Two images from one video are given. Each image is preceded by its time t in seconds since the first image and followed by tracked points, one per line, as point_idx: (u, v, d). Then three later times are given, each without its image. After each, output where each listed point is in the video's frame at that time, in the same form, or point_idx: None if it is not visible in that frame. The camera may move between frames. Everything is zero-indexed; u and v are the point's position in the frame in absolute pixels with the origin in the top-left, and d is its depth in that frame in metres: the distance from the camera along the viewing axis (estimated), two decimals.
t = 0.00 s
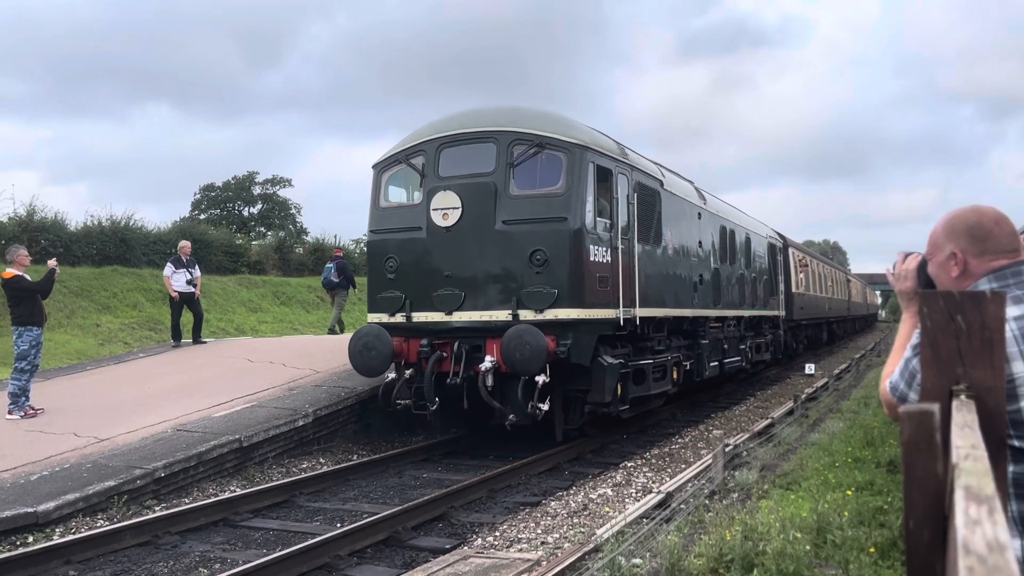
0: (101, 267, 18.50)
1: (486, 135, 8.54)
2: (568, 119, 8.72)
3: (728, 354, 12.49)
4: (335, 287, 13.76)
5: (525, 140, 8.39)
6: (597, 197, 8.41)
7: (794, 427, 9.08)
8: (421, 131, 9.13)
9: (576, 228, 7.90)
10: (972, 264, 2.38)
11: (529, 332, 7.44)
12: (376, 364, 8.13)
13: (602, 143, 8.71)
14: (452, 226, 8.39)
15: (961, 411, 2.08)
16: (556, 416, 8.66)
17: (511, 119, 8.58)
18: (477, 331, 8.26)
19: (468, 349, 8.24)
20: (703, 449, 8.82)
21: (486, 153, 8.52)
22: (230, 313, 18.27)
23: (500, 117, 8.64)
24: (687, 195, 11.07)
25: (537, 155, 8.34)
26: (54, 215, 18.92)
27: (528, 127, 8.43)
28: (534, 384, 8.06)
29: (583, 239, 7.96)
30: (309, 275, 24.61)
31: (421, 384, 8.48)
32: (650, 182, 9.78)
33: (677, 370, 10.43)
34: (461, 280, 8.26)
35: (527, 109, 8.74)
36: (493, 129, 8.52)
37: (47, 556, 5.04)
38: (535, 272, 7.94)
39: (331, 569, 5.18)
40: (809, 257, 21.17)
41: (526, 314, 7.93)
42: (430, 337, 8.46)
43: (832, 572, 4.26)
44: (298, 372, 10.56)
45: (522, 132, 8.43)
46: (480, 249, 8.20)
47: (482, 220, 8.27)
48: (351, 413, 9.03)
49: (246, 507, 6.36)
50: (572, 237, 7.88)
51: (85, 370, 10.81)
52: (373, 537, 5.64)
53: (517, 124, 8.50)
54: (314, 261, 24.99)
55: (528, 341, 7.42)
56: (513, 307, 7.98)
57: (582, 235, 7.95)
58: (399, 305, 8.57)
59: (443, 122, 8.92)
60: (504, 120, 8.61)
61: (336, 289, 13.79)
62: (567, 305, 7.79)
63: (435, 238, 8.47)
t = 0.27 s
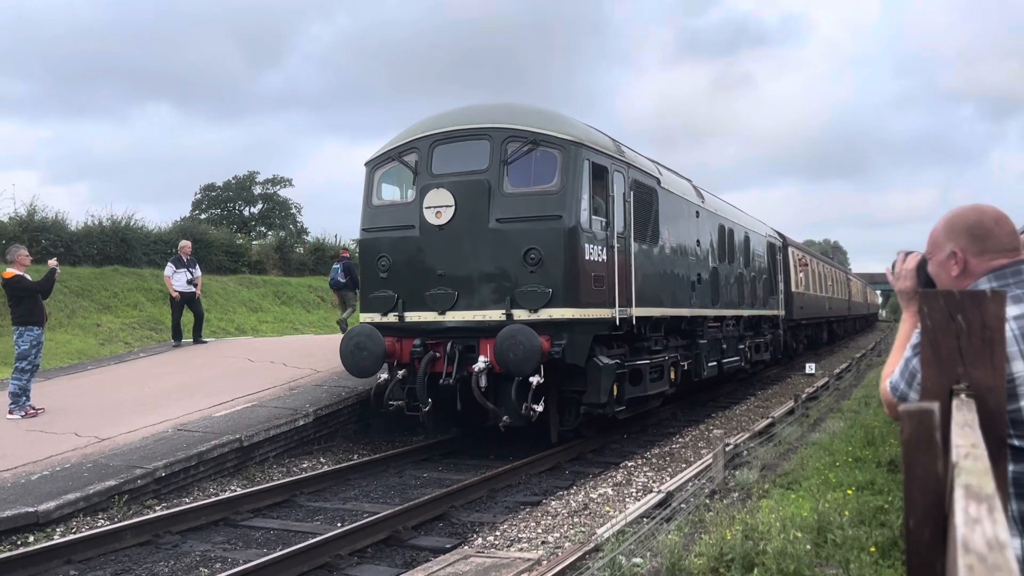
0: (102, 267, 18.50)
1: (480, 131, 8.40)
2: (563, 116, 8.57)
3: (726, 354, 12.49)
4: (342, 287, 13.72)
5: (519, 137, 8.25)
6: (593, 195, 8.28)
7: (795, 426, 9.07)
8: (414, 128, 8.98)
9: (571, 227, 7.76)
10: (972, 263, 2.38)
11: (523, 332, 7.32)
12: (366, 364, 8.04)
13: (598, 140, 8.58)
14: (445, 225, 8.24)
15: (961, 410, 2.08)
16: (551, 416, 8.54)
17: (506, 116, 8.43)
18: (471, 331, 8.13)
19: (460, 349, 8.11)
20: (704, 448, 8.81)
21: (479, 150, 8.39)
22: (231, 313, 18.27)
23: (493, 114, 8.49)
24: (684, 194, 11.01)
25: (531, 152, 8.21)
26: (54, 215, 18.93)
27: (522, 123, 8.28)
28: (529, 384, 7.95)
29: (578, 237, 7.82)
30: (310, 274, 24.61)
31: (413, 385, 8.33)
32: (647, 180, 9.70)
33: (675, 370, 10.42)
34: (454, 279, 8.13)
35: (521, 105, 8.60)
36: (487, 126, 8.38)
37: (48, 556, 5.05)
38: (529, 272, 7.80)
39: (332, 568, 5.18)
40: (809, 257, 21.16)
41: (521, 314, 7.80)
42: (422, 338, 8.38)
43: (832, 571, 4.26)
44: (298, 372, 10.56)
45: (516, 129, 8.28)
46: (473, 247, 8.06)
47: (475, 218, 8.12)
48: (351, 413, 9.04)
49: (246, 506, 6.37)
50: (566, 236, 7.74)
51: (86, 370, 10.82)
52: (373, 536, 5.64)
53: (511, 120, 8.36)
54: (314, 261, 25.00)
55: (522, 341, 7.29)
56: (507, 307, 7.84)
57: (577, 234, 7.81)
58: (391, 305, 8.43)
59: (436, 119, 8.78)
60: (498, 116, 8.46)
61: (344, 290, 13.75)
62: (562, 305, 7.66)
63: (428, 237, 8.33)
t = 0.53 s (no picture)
0: (102, 266, 18.51)
1: (470, 127, 8.27)
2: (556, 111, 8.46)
3: (724, 353, 12.47)
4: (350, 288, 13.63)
5: (510, 132, 8.14)
6: (586, 191, 8.16)
7: (795, 425, 9.07)
8: (404, 123, 8.84)
9: (563, 224, 7.64)
10: (973, 261, 2.38)
11: (514, 332, 7.21)
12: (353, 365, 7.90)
13: (592, 136, 8.47)
14: (435, 222, 8.11)
15: (961, 409, 2.08)
16: (543, 419, 8.37)
17: (497, 111, 8.31)
18: (461, 331, 7.99)
19: (451, 349, 7.97)
20: (704, 448, 8.81)
21: (470, 146, 8.26)
22: (231, 312, 18.27)
23: (484, 109, 8.36)
24: (680, 191, 10.93)
25: (523, 148, 8.09)
26: (55, 214, 18.95)
27: (514, 119, 8.16)
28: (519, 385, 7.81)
29: (571, 235, 7.71)
30: (310, 274, 24.62)
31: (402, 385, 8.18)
32: (643, 177, 9.61)
33: (672, 370, 10.37)
34: (445, 278, 7.99)
35: (513, 100, 8.48)
36: (478, 121, 8.26)
37: (48, 556, 5.05)
38: (520, 270, 7.68)
39: (332, 567, 5.18)
40: (808, 256, 21.16)
41: (512, 313, 7.67)
42: (411, 338, 8.23)
43: (832, 571, 4.26)
44: (299, 371, 10.56)
45: (507, 124, 8.16)
46: (463, 245, 7.92)
47: (465, 216, 7.99)
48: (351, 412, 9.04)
49: (247, 506, 6.37)
50: (558, 233, 7.63)
51: (86, 369, 10.82)
52: (374, 536, 5.64)
53: (503, 115, 8.24)
54: (314, 260, 25.00)
55: (512, 342, 7.17)
56: (498, 306, 7.72)
57: (569, 231, 7.70)
58: (380, 304, 8.31)
59: (426, 114, 8.65)
60: (489, 111, 8.34)
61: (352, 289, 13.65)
62: (554, 305, 7.55)
63: (418, 235, 8.19)
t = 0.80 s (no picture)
0: (102, 265, 18.50)
1: (462, 123, 8.15)
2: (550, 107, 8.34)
3: (721, 353, 12.45)
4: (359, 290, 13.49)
5: (502, 128, 8.01)
6: (579, 189, 8.05)
7: (795, 425, 9.07)
8: (395, 120, 8.74)
9: (555, 222, 7.52)
10: (975, 259, 2.37)
11: (504, 332, 7.08)
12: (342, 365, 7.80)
13: (585, 132, 8.34)
14: (425, 220, 7.99)
15: (961, 409, 2.08)
16: (536, 420, 8.26)
17: (489, 107, 8.18)
18: (451, 331, 7.86)
19: (442, 350, 7.82)
20: (703, 447, 8.81)
21: (461, 142, 8.15)
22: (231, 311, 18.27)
23: (476, 105, 8.24)
24: (676, 189, 10.84)
25: (515, 144, 7.97)
26: (55, 214, 18.94)
27: (506, 115, 8.03)
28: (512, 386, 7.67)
29: (563, 233, 7.59)
30: (309, 273, 24.63)
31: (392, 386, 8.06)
32: (638, 174, 9.52)
33: (668, 371, 10.29)
34: (435, 276, 7.89)
35: (505, 96, 8.35)
36: (469, 117, 8.14)
37: (48, 555, 5.05)
38: (512, 269, 7.56)
39: (332, 567, 5.17)
40: (807, 255, 21.17)
41: (503, 313, 7.55)
42: (401, 338, 8.11)
43: (832, 570, 4.26)
44: (298, 371, 10.56)
45: (499, 120, 8.04)
46: (454, 244, 7.81)
47: (456, 214, 7.87)
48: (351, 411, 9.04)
49: (246, 505, 6.37)
50: (551, 231, 7.51)
51: (86, 368, 10.82)
52: (373, 535, 5.63)
53: (494, 111, 8.12)
54: (314, 260, 25.01)
55: (503, 342, 7.05)
56: (488, 305, 7.60)
57: (562, 229, 7.58)
58: (371, 304, 8.21)
59: (417, 110, 8.54)
60: (480, 107, 8.22)
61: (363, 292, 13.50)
62: (546, 304, 7.42)
63: (408, 233, 8.08)
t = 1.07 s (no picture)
0: (101, 264, 18.50)
1: (450, 118, 7.91)
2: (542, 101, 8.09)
3: (718, 353, 12.41)
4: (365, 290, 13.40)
5: (491, 123, 7.77)
6: (571, 185, 7.80)
7: (794, 424, 9.08)
8: (383, 115, 8.49)
9: (546, 219, 7.28)
10: (975, 257, 2.37)
11: (492, 332, 6.86)
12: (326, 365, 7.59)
13: (577, 127, 8.09)
14: (413, 216, 7.76)
15: (959, 408, 2.08)
16: (526, 422, 7.95)
17: (478, 101, 7.93)
18: (439, 330, 7.62)
19: (430, 350, 7.60)
20: (703, 446, 8.81)
21: (450, 138, 7.90)
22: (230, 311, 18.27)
23: (465, 99, 7.99)
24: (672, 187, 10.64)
25: (505, 139, 7.72)
26: (54, 213, 18.94)
27: (495, 109, 7.79)
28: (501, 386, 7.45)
29: (554, 230, 7.35)
30: (309, 272, 24.65)
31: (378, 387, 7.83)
32: (633, 171, 9.28)
33: (663, 371, 10.09)
34: (423, 275, 7.66)
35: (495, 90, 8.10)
36: (458, 112, 7.89)
37: (47, 554, 5.06)
38: (501, 267, 7.33)
39: (330, 565, 5.18)
40: (805, 254, 21.17)
41: (492, 312, 7.32)
42: (389, 338, 7.88)
43: (830, 569, 4.27)
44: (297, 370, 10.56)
45: (489, 115, 7.79)
46: (442, 242, 7.58)
47: (444, 210, 7.64)
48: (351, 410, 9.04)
49: (246, 504, 6.37)
50: (541, 229, 7.27)
51: (85, 367, 10.82)
52: (372, 534, 5.64)
53: (484, 106, 7.87)
54: (313, 259, 25.02)
55: (492, 342, 6.83)
56: (477, 304, 7.37)
57: (553, 226, 7.34)
58: (357, 303, 7.98)
59: (405, 104, 8.29)
60: (469, 101, 7.96)
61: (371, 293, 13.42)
62: (536, 303, 7.19)
63: (396, 230, 7.85)
